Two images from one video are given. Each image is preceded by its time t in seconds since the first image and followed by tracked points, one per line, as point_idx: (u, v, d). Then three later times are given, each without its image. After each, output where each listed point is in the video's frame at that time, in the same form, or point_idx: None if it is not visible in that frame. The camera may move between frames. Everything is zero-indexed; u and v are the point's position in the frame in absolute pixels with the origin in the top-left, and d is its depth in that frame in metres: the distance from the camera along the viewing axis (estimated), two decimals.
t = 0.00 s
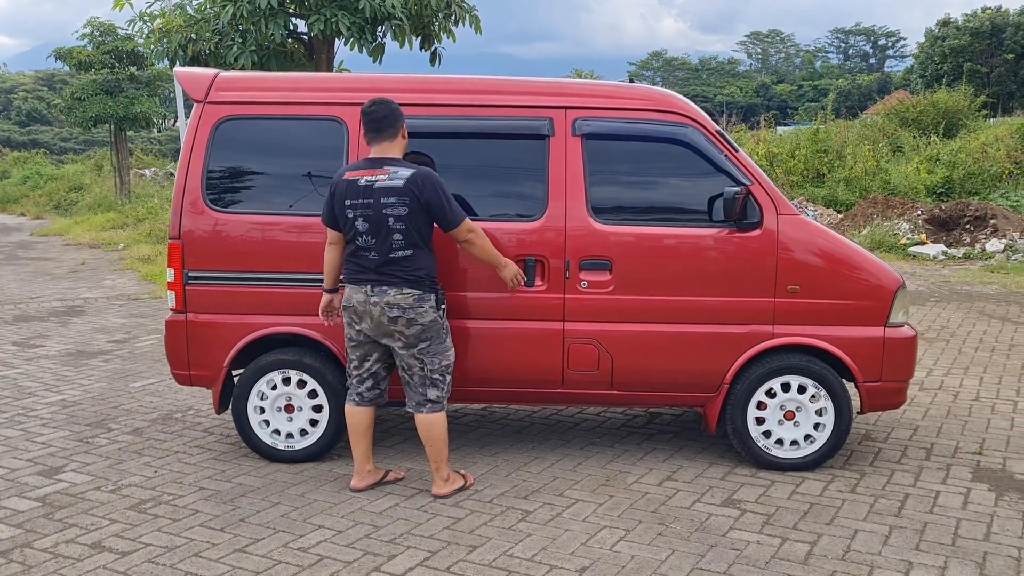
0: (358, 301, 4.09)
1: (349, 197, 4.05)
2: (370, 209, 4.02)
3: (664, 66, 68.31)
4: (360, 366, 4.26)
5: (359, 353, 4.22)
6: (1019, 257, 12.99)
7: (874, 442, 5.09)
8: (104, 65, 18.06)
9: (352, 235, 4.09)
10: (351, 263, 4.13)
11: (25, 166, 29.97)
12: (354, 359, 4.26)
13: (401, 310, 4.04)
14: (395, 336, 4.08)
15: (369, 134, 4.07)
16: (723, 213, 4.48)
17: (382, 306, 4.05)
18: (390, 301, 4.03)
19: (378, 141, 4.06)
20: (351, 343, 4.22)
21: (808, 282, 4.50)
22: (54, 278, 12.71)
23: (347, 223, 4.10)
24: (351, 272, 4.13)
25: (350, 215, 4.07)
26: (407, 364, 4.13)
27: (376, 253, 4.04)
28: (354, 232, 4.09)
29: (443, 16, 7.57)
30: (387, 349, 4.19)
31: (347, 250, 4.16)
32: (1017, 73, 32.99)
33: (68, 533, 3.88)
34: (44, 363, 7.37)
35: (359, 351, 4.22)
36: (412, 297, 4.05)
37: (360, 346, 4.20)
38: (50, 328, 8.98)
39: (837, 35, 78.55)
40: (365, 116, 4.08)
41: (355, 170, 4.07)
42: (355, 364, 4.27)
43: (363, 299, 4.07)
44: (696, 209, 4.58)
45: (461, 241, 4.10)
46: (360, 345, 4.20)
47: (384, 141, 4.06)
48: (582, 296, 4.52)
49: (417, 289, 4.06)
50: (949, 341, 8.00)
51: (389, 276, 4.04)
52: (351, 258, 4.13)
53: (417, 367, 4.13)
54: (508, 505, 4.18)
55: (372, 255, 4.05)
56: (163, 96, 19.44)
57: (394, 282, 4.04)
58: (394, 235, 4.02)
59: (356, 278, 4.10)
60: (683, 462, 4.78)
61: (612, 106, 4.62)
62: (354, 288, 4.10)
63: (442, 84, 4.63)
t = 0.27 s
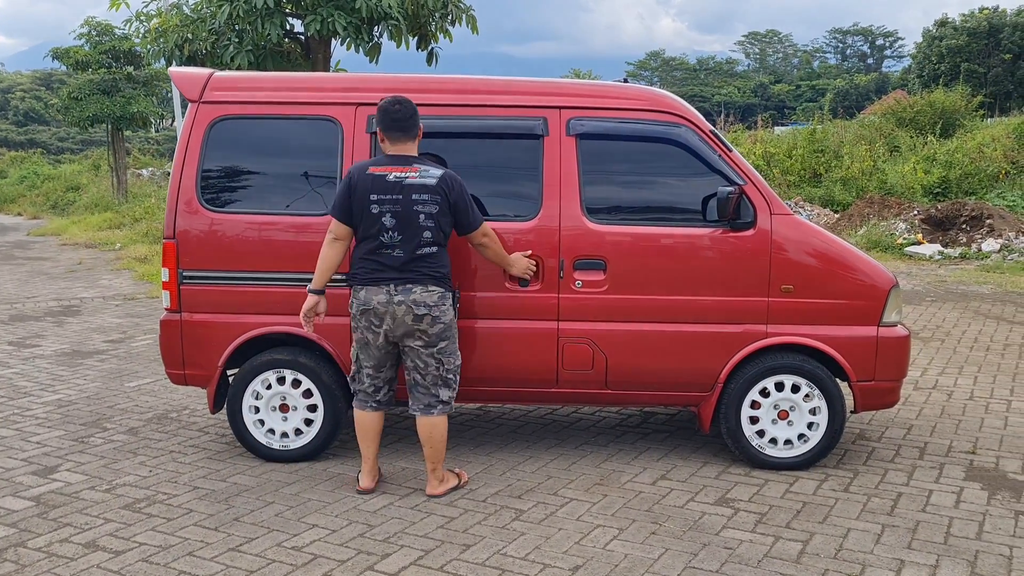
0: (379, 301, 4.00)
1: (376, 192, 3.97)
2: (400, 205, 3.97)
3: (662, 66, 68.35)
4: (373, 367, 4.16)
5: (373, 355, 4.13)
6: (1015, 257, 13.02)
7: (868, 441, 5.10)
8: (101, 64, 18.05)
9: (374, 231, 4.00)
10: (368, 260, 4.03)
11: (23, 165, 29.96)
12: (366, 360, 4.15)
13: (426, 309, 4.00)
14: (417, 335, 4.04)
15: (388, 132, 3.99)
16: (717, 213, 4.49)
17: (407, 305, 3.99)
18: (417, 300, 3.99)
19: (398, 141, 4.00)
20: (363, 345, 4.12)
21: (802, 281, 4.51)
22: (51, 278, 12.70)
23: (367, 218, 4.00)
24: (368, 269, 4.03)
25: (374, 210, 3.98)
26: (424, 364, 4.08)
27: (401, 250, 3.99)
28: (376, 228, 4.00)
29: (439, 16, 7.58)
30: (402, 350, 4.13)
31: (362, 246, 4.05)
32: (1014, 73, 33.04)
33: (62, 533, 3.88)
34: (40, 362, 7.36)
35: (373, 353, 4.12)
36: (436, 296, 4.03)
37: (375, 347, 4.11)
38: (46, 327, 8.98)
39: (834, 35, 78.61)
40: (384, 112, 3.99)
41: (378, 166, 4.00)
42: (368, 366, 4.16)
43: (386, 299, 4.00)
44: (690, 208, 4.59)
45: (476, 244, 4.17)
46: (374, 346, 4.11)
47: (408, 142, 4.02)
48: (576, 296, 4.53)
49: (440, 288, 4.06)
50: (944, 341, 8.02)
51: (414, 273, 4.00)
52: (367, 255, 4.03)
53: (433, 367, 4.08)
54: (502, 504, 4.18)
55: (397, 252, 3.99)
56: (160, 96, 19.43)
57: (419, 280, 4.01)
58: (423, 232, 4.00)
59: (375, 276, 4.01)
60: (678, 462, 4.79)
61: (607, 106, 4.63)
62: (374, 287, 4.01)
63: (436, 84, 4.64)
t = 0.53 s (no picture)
0: (385, 302, 3.96)
1: (375, 194, 3.93)
2: (401, 207, 3.96)
3: (660, 66, 68.38)
4: (372, 371, 4.07)
5: (373, 357, 4.04)
6: (1011, 257, 13.04)
7: (863, 441, 5.12)
8: (99, 65, 18.05)
9: (375, 233, 3.96)
10: (370, 264, 3.98)
11: (21, 166, 29.95)
12: (365, 364, 4.05)
13: (432, 309, 4.01)
14: (422, 334, 4.03)
15: (380, 133, 3.97)
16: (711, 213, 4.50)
17: (413, 305, 3.98)
18: (424, 300, 3.99)
19: (389, 141, 3.99)
20: (362, 348, 4.02)
21: (796, 281, 4.52)
22: (48, 278, 12.70)
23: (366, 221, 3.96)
24: (370, 273, 3.98)
25: (374, 213, 3.95)
26: (427, 364, 4.08)
27: (405, 252, 3.98)
28: (378, 230, 3.96)
29: (436, 17, 7.59)
30: (401, 351, 4.09)
31: (361, 250, 3.99)
32: (1011, 74, 33.08)
33: (57, 533, 3.89)
34: (37, 363, 7.36)
35: (373, 355, 4.04)
36: (439, 296, 4.05)
37: (374, 349, 4.03)
38: (43, 328, 8.99)
39: (833, 35, 78.67)
40: (373, 114, 3.97)
41: (374, 167, 3.96)
42: (367, 370, 4.06)
43: (393, 300, 3.96)
44: (684, 208, 4.61)
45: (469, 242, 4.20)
46: (374, 349, 4.03)
47: (399, 142, 4.02)
48: (570, 295, 4.54)
49: (441, 288, 4.08)
50: (940, 341, 8.03)
51: (418, 275, 4.01)
52: (368, 258, 3.98)
53: (434, 367, 4.10)
54: (497, 503, 4.19)
55: (400, 254, 3.98)
56: (158, 96, 19.43)
57: (423, 281, 4.02)
58: (425, 233, 4.01)
59: (379, 279, 3.97)
60: (672, 461, 4.80)
61: (601, 106, 4.64)
62: (377, 288, 3.97)
63: (432, 84, 4.65)
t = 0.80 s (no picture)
0: (379, 303, 3.97)
1: (368, 195, 3.94)
2: (394, 207, 3.98)
3: (660, 67, 68.40)
4: (367, 373, 4.06)
5: (367, 359, 4.04)
6: (1010, 257, 13.05)
7: (859, 440, 5.12)
8: (99, 67, 18.06)
9: (369, 234, 3.97)
10: (364, 265, 3.98)
11: (20, 168, 29.96)
12: (360, 366, 4.05)
13: (424, 309, 4.05)
14: (414, 334, 4.07)
15: (365, 135, 3.98)
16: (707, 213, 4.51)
17: (406, 306, 4.01)
18: (416, 300, 4.02)
19: (375, 141, 4.00)
20: (356, 350, 4.02)
21: (792, 281, 4.53)
22: (48, 280, 12.71)
23: (359, 222, 3.96)
24: (363, 274, 3.98)
25: (367, 214, 3.95)
26: (419, 364, 4.11)
27: (398, 252, 4.01)
28: (371, 231, 3.97)
29: (435, 18, 7.61)
30: (393, 352, 4.11)
31: (353, 251, 3.99)
32: (1011, 74, 33.10)
33: (55, 533, 3.90)
34: (36, 365, 7.37)
35: (367, 357, 4.04)
36: (429, 296, 4.10)
37: (368, 351, 4.03)
38: (42, 330, 8.99)
39: (832, 36, 78.70)
40: (357, 117, 3.97)
41: (365, 168, 3.96)
42: (362, 372, 4.05)
43: (386, 301, 3.98)
44: (680, 208, 4.62)
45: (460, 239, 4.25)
46: (368, 351, 4.03)
47: (383, 144, 4.03)
48: (567, 295, 4.55)
49: (430, 288, 4.12)
50: (938, 341, 8.04)
51: (411, 274, 4.04)
52: (361, 259, 3.98)
53: (424, 367, 4.13)
54: (493, 503, 4.20)
55: (393, 254, 4.00)
56: (158, 98, 19.44)
57: (415, 281, 4.05)
58: (417, 233, 4.05)
59: (372, 280, 3.98)
60: (669, 461, 4.81)
61: (597, 107, 4.65)
62: (370, 290, 3.98)
63: (428, 85, 4.66)
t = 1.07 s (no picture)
0: (375, 302, 3.98)
1: (366, 194, 3.95)
2: (392, 207, 3.99)
3: (660, 68, 68.42)
4: (363, 373, 4.07)
5: (363, 358, 4.05)
6: (1009, 257, 13.05)
7: (857, 440, 5.13)
8: (99, 68, 18.08)
9: (366, 233, 3.98)
10: (360, 264, 4.00)
11: (21, 169, 29.99)
12: (356, 365, 4.05)
13: (420, 309, 4.06)
14: (410, 334, 4.08)
15: (366, 135, 3.99)
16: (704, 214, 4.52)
17: (402, 306, 4.02)
18: (412, 300, 4.04)
19: (376, 141, 4.02)
20: (352, 350, 4.02)
21: (788, 281, 4.54)
22: (48, 281, 12.73)
23: (356, 220, 3.97)
24: (360, 273, 4.00)
25: (364, 213, 3.97)
26: (414, 364, 4.13)
27: (394, 252, 4.02)
28: (369, 231, 3.99)
29: (434, 19, 7.62)
30: (389, 352, 4.12)
31: (350, 250, 4.00)
32: (1011, 74, 33.10)
33: (53, 533, 3.91)
34: (36, 365, 7.38)
35: (363, 357, 4.05)
36: (424, 296, 4.11)
37: (364, 350, 4.04)
38: (42, 330, 9.00)
39: (833, 36, 78.70)
40: (357, 117, 3.98)
41: (363, 168, 3.98)
42: (357, 372, 4.06)
43: (383, 300, 3.99)
44: (678, 208, 4.63)
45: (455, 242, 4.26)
46: (364, 351, 4.04)
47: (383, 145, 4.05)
48: (565, 296, 4.56)
49: (425, 288, 4.14)
50: (936, 341, 8.05)
51: (407, 275, 4.06)
52: (357, 259, 4.00)
53: (418, 368, 4.15)
54: (491, 503, 4.21)
55: (390, 254, 4.01)
56: (158, 99, 19.45)
57: (412, 281, 4.07)
58: (415, 233, 4.06)
59: (369, 279, 3.99)
60: (667, 461, 4.81)
61: (594, 108, 4.66)
62: (367, 289, 3.99)
63: (426, 86, 4.67)
